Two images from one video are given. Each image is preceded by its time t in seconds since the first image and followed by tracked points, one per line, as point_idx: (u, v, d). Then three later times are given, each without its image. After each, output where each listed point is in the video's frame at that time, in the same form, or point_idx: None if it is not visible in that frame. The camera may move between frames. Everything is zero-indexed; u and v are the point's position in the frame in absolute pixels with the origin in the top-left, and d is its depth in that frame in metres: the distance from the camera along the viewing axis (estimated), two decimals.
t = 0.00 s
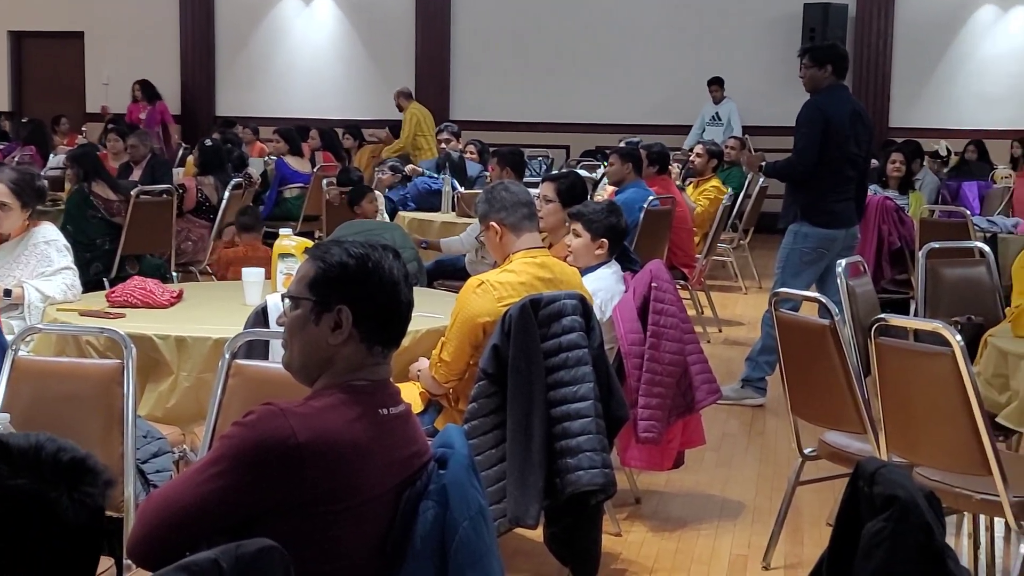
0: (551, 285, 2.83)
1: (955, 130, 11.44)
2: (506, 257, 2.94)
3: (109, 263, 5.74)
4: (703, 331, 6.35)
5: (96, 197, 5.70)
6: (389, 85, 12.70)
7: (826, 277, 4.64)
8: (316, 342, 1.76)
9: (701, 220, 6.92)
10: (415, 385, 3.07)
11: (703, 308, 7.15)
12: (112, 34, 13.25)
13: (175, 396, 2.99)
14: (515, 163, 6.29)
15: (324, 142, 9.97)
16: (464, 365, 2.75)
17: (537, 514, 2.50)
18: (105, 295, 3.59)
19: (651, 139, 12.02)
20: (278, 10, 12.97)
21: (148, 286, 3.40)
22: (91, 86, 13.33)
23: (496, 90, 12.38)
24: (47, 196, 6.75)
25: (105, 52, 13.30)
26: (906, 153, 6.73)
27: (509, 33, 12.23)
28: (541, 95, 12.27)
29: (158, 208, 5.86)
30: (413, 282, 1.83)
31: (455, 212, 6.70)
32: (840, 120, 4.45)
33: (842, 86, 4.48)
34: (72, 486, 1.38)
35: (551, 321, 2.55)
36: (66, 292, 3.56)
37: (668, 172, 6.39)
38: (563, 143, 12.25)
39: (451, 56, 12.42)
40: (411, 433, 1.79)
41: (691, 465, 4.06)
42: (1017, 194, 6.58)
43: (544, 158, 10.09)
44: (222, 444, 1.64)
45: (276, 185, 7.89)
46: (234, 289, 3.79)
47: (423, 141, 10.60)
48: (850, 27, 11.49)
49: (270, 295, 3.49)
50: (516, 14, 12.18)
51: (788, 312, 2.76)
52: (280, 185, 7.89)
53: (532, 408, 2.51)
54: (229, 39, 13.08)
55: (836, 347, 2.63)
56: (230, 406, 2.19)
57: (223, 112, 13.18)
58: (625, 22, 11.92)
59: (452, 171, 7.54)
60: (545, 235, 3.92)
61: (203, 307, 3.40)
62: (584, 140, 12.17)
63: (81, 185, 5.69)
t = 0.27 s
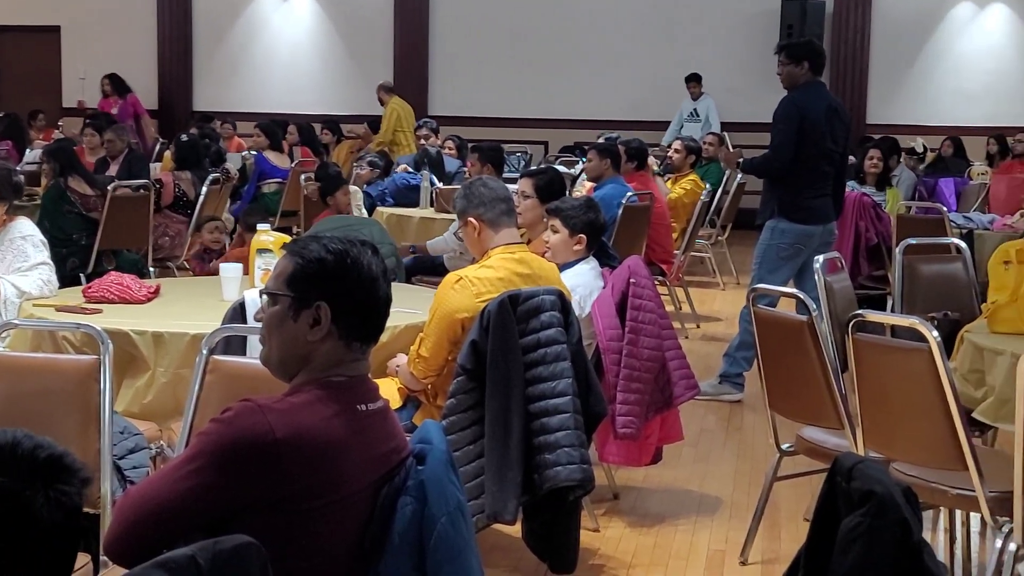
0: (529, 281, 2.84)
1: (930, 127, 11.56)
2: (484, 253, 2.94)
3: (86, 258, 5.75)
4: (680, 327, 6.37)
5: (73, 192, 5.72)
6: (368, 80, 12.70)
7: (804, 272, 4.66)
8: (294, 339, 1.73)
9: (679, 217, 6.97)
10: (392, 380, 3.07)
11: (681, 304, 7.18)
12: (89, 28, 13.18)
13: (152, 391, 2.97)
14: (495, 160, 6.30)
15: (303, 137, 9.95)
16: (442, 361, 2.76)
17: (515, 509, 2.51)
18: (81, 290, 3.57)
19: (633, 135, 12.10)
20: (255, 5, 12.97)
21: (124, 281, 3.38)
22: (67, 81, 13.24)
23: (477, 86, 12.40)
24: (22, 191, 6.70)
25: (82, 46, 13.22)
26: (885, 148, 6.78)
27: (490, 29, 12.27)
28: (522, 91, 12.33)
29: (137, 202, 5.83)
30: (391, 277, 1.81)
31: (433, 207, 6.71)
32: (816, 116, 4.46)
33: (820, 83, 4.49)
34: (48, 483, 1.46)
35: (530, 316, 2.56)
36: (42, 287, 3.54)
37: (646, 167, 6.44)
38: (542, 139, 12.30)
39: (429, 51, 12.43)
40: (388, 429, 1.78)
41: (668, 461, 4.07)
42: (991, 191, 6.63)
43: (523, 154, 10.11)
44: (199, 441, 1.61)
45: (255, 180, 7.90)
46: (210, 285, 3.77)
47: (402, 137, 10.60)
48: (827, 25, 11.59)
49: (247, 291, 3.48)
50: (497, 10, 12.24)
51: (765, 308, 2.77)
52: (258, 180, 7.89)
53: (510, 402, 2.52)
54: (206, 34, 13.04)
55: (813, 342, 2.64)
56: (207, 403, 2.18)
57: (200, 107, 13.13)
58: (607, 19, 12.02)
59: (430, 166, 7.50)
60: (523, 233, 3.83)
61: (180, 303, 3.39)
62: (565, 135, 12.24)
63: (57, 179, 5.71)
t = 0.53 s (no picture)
0: (501, 278, 2.85)
1: (901, 125, 11.63)
2: (457, 250, 2.94)
3: (56, 254, 5.70)
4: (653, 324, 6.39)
5: (43, 188, 5.70)
6: (340, 76, 12.68)
7: (776, 268, 4.68)
8: (265, 338, 1.72)
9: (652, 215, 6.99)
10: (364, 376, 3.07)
11: (654, 300, 7.20)
12: (60, 23, 13.09)
13: (122, 388, 2.96)
14: (469, 156, 6.30)
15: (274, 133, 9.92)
16: (414, 358, 2.75)
17: (487, 506, 2.51)
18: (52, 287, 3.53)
19: (610, 133, 12.11)
20: None
21: (95, 278, 3.36)
22: (37, 76, 13.15)
23: (453, 83, 12.42)
24: None
25: (52, 40, 13.13)
26: (856, 145, 6.84)
27: (466, 26, 12.28)
28: (498, 88, 12.35)
29: (108, 198, 5.80)
30: (363, 275, 1.80)
31: (405, 204, 6.70)
32: (787, 114, 4.48)
33: (791, 81, 4.51)
34: (14, 482, 1.45)
35: (502, 313, 2.57)
36: (11, 285, 3.47)
37: (619, 165, 6.47)
38: (514, 136, 12.32)
39: (402, 48, 12.42)
40: (361, 426, 1.77)
41: (640, 457, 4.08)
42: (961, 189, 6.66)
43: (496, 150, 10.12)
44: (170, 439, 1.60)
45: (228, 175, 7.88)
46: (182, 281, 3.76)
47: (375, 134, 10.69)
48: (799, 22, 11.64)
49: (219, 287, 3.46)
50: (470, 6, 12.23)
51: (736, 305, 2.79)
52: (231, 175, 7.88)
53: (483, 399, 2.53)
54: (176, 28, 12.99)
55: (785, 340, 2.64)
56: (178, 400, 2.17)
57: (172, 101, 13.08)
58: (583, 16, 12.03)
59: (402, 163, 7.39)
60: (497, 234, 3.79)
61: (151, 299, 3.37)
62: (542, 132, 12.24)
63: (28, 175, 5.70)
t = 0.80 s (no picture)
0: (478, 275, 2.85)
1: (875, 123, 11.70)
2: (433, 247, 2.94)
3: (30, 251, 5.68)
4: (629, 321, 6.39)
5: (17, 182, 5.79)
6: (317, 72, 12.65)
7: (752, 266, 4.69)
8: (241, 337, 1.72)
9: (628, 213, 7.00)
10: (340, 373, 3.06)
11: (630, 298, 7.21)
12: (34, 18, 13.01)
13: (96, 386, 2.94)
14: (445, 152, 6.30)
15: (250, 130, 9.87)
16: (390, 355, 2.75)
17: (463, 503, 2.51)
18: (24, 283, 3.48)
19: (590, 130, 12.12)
20: None
21: (69, 275, 3.34)
22: (11, 71, 13.06)
23: (431, 80, 12.41)
24: None
25: (27, 36, 13.05)
26: (831, 143, 6.86)
27: (444, 23, 12.28)
28: (477, 85, 12.34)
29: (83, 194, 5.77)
30: (338, 272, 1.79)
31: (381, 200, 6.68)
32: (762, 110, 4.49)
33: (764, 78, 4.53)
34: None
35: (478, 311, 2.57)
36: None
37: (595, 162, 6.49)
38: (490, 133, 12.33)
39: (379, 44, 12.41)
40: (336, 424, 1.76)
41: (616, 454, 4.08)
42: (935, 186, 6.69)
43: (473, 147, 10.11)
44: (144, 438, 1.59)
45: (204, 171, 7.80)
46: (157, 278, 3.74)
47: (353, 131, 10.64)
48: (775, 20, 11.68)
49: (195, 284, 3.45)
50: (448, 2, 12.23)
51: (712, 303, 2.80)
52: (208, 172, 7.80)
53: (459, 396, 2.53)
54: (152, 24, 12.94)
55: (761, 337, 2.65)
56: (152, 397, 2.16)
57: (147, 97, 13.01)
58: (562, 12, 12.03)
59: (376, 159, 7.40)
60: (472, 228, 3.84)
61: (125, 296, 3.35)
62: (522, 129, 12.24)
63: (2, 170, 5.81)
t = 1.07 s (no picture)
0: (455, 271, 2.86)
1: (853, 120, 11.75)
2: (411, 244, 2.95)
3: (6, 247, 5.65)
4: (608, 318, 6.40)
5: None
6: (296, 69, 12.62)
7: (729, 262, 4.70)
8: (218, 334, 1.70)
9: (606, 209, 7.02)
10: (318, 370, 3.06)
11: (608, 294, 7.21)
12: (10, 13, 12.91)
13: (73, 382, 2.93)
14: (419, 148, 6.28)
15: (228, 125, 9.82)
16: (369, 351, 2.75)
17: (441, 500, 2.52)
18: None
19: (573, 127, 12.12)
20: None
21: (45, 271, 3.34)
22: None
23: (413, 77, 12.40)
24: None
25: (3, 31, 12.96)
26: (807, 141, 6.87)
27: (427, 19, 12.27)
28: (461, 82, 12.35)
29: (60, 190, 5.74)
30: (315, 268, 1.78)
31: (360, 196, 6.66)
32: (740, 105, 4.50)
33: (742, 75, 4.55)
34: None
35: (457, 307, 2.57)
36: None
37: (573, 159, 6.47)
38: (469, 130, 12.35)
39: (360, 40, 12.41)
40: (314, 420, 1.75)
41: (595, 451, 4.09)
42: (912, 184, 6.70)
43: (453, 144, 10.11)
44: (120, 435, 1.57)
45: (185, 166, 7.77)
46: (133, 274, 3.73)
47: (332, 126, 10.67)
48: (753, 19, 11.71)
49: (172, 281, 3.45)
50: None
51: (690, 299, 2.81)
52: (188, 167, 7.78)
53: (437, 394, 2.54)
54: (129, 20, 12.87)
55: (738, 333, 2.66)
56: (129, 392, 2.16)
57: (124, 94, 12.94)
58: (544, 10, 12.04)
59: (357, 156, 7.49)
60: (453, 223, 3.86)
61: (102, 293, 3.35)
62: (505, 126, 12.24)
63: None
